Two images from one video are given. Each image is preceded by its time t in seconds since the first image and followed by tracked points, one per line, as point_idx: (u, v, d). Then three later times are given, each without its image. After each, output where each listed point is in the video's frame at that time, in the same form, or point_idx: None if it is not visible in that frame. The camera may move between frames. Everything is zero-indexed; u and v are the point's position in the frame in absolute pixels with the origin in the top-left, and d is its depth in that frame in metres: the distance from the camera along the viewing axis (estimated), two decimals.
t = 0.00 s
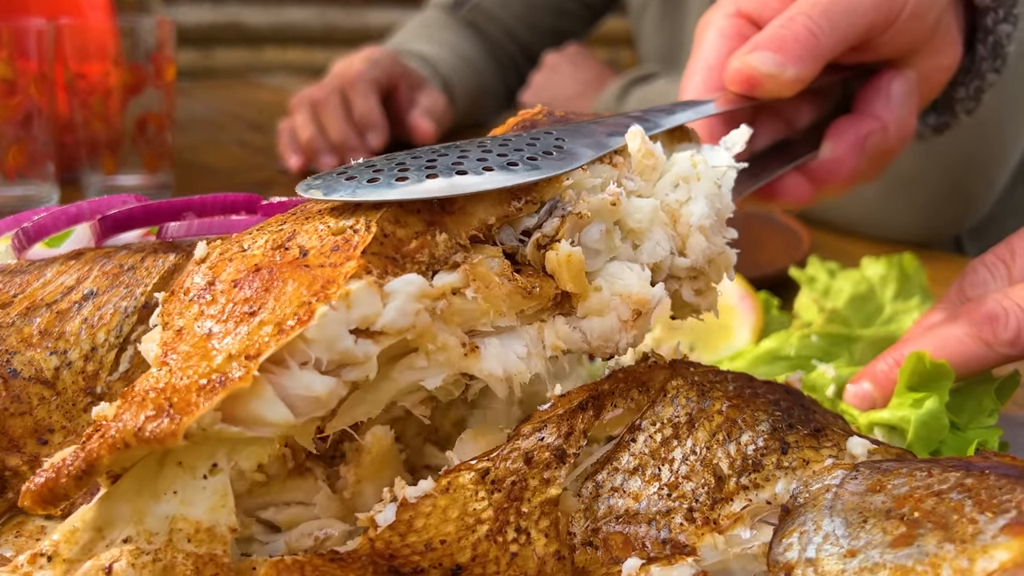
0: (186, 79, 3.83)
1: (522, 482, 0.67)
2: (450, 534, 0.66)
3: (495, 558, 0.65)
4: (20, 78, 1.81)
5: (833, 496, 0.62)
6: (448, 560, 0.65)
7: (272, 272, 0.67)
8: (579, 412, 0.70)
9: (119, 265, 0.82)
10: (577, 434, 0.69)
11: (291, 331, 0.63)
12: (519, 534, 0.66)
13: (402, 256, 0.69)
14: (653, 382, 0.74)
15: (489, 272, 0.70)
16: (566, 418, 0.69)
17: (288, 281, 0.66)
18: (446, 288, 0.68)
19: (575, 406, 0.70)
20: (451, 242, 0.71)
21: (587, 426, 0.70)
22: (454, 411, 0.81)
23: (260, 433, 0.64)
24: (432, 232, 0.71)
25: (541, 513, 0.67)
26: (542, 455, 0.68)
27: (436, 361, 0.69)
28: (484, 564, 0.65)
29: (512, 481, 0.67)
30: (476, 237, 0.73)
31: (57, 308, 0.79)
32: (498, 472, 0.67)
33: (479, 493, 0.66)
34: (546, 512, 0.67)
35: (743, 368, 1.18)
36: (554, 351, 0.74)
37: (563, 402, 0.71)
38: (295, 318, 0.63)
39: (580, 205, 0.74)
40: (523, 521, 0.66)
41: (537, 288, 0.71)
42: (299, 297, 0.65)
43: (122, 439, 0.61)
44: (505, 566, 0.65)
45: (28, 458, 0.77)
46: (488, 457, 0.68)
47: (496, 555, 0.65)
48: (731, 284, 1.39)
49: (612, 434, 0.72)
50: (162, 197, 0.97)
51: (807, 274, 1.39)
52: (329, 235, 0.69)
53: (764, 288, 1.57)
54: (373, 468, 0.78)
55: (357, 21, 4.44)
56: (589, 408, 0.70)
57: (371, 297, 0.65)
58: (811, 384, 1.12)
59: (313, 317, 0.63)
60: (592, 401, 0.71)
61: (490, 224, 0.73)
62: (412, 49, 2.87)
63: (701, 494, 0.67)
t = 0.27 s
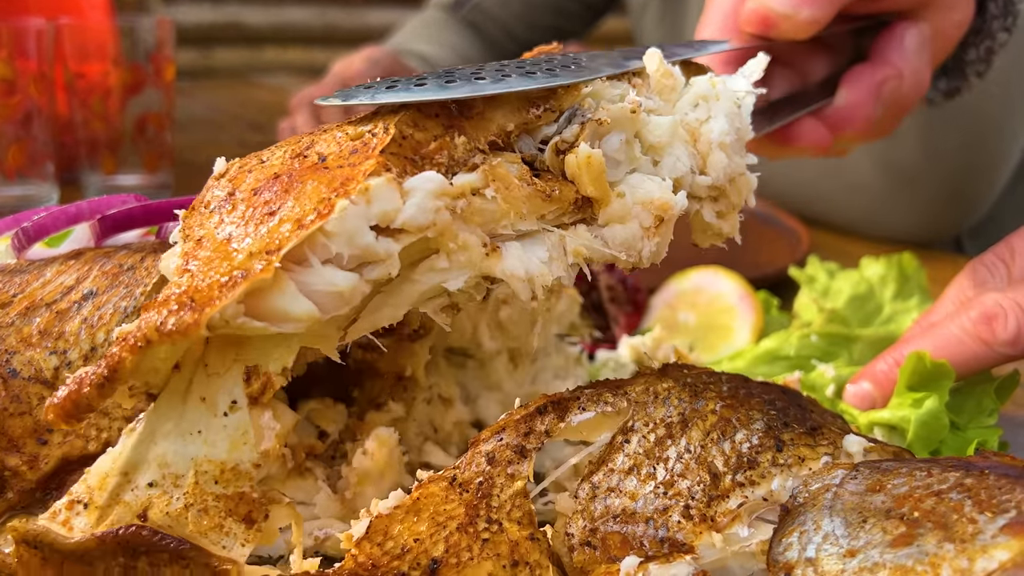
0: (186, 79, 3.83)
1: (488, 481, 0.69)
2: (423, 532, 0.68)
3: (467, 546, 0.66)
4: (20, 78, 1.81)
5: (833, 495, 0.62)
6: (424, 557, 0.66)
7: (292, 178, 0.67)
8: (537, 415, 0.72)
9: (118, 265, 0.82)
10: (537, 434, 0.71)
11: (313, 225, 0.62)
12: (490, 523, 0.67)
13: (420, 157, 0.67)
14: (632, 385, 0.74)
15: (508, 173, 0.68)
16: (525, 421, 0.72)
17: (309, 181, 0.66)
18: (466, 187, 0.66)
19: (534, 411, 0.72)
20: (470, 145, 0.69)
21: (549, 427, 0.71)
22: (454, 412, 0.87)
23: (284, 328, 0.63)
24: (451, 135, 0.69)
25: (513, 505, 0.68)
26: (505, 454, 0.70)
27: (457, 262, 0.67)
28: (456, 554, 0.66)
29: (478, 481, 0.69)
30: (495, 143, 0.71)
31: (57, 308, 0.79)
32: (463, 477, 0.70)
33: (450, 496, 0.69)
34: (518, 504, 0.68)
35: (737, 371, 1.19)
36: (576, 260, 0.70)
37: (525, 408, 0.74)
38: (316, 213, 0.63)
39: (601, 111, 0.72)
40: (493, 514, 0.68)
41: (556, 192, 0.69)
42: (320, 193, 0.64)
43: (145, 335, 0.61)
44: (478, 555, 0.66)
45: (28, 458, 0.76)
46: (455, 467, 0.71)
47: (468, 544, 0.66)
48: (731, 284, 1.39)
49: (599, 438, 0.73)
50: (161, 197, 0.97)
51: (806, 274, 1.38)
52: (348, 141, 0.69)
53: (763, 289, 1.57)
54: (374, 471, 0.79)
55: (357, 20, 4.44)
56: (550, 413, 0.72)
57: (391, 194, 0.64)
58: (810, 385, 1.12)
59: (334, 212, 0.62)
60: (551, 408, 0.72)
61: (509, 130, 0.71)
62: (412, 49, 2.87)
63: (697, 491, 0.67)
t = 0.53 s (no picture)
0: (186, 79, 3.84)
1: (487, 481, 0.70)
2: (422, 533, 0.67)
3: (466, 546, 0.66)
4: (19, 78, 1.81)
5: (832, 495, 0.62)
6: (424, 557, 0.66)
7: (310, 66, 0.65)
8: (535, 416, 0.73)
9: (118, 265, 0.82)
10: (535, 434, 0.72)
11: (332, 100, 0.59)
12: (489, 524, 0.67)
13: (442, 45, 0.65)
14: (630, 386, 0.74)
15: (534, 62, 0.66)
16: (523, 422, 0.73)
17: (327, 66, 0.63)
18: (490, 72, 0.64)
19: (532, 412, 0.73)
20: (493, 34, 0.68)
21: (547, 428, 0.72)
22: (454, 411, 0.87)
23: (304, 208, 0.59)
24: (473, 24, 0.67)
25: (512, 505, 0.68)
26: (503, 455, 0.71)
27: (481, 149, 0.65)
28: (456, 553, 0.65)
29: (477, 481, 0.70)
30: (519, 35, 0.70)
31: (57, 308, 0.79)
32: (461, 478, 0.70)
33: (449, 496, 0.69)
34: (517, 504, 0.68)
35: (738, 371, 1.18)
36: (603, 157, 0.68)
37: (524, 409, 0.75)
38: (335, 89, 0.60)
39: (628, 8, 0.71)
40: (491, 514, 0.68)
41: (582, 83, 0.67)
42: (340, 73, 0.61)
43: (157, 214, 0.59)
44: (477, 555, 0.65)
45: (27, 458, 0.75)
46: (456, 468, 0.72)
47: (467, 544, 0.66)
48: (731, 284, 1.39)
49: (595, 440, 0.73)
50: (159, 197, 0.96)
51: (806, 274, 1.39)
52: (367, 33, 0.67)
53: (762, 289, 1.57)
54: (377, 471, 0.79)
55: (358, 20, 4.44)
56: (548, 414, 0.73)
57: (412, 73, 0.61)
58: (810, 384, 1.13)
59: (352, 88, 0.59)
60: (550, 408, 0.73)
61: (533, 25, 0.71)
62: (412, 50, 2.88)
63: (696, 491, 0.67)
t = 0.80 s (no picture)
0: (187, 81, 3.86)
1: (487, 481, 0.70)
2: (422, 532, 0.68)
3: (465, 545, 0.66)
4: (20, 78, 1.82)
5: (831, 495, 0.62)
6: (423, 556, 0.66)
7: None
8: (534, 416, 0.73)
9: (119, 265, 0.83)
10: (534, 434, 0.72)
11: None
12: (489, 523, 0.67)
13: None
14: (629, 386, 0.75)
15: None
16: (522, 423, 0.73)
17: None
18: None
19: (531, 412, 0.74)
20: None
21: (546, 428, 0.73)
22: (453, 411, 0.87)
23: (315, 41, 0.64)
24: None
25: (511, 505, 0.69)
26: (502, 454, 0.71)
27: (499, 6, 0.69)
28: (455, 552, 0.66)
29: (477, 480, 0.70)
30: None
31: (58, 308, 0.80)
32: (461, 478, 0.71)
33: (448, 496, 0.70)
34: (516, 503, 0.69)
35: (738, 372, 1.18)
36: (626, 26, 0.70)
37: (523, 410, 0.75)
38: None
39: None
40: (491, 514, 0.68)
41: None
42: None
43: (167, 45, 0.62)
44: (477, 554, 0.65)
45: (28, 458, 0.75)
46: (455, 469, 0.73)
47: (466, 542, 0.66)
48: (730, 284, 1.39)
49: (593, 439, 0.73)
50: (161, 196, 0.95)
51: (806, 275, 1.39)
52: None
53: (762, 289, 1.58)
54: (378, 471, 0.80)
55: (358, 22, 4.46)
56: (546, 414, 0.73)
57: None
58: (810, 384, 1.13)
59: None
60: (549, 408, 0.74)
61: None
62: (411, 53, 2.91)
63: (695, 490, 0.67)
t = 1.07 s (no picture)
0: (189, 82, 3.86)
1: (486, 480, 0.70)
2: (423, 531, 0.68)
3: (466, 543, 0.67)
4: (21, 78, 1.83)
5: (829, 493, 0.62)
6: (424, 554, 0.67)
7: None
8: (534, 416, 0.73)
9: (121, 265, 0.83)
10: (534, 433, 0.72)
11: None
12: (488, 522, 0.68)
13: None
14: (628, 385, 0.74)
15: None
16: (521, 422, 0.73)
17: None
18: None
19: (531, 412, 0.73)
20: None
21: (546, 428, 0.72)
22: (453, 411, 0.87)
23: None
24: None
25: (511, 503, 0.69)
26: (502, 454, 0.71)
27: None
28: (456, 551, 0.66)
29: (477, 479, 0.70)
30: None
31: (59, 308, 0.80)
32: (461, 477, 0.71)
33: (448, 495, 0.70)
34: (516, 502, 0.69)
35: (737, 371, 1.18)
36: None
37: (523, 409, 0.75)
38: None
39: None
40: (491, 513, 0.68)
41: None
42: None
43: None
44: (476, 553, 0.66)
45: (30, 457, 0.76)
46: (455, 468, 0.73)
47: (467, 540, 0.67)
48: (729, 284, 1.40)
49: (594, 438, 0.73)
50: (162, 197, 0.96)
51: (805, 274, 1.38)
52: None
53: (761, 288, 1.58)
54: (379, 471, 0.80)
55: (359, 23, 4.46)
56: (546, 413, 0.73)
57: None
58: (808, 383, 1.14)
59: None
60: (548, 408, 0.73)
61: None
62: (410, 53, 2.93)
63: (694, 488, 0.67)
